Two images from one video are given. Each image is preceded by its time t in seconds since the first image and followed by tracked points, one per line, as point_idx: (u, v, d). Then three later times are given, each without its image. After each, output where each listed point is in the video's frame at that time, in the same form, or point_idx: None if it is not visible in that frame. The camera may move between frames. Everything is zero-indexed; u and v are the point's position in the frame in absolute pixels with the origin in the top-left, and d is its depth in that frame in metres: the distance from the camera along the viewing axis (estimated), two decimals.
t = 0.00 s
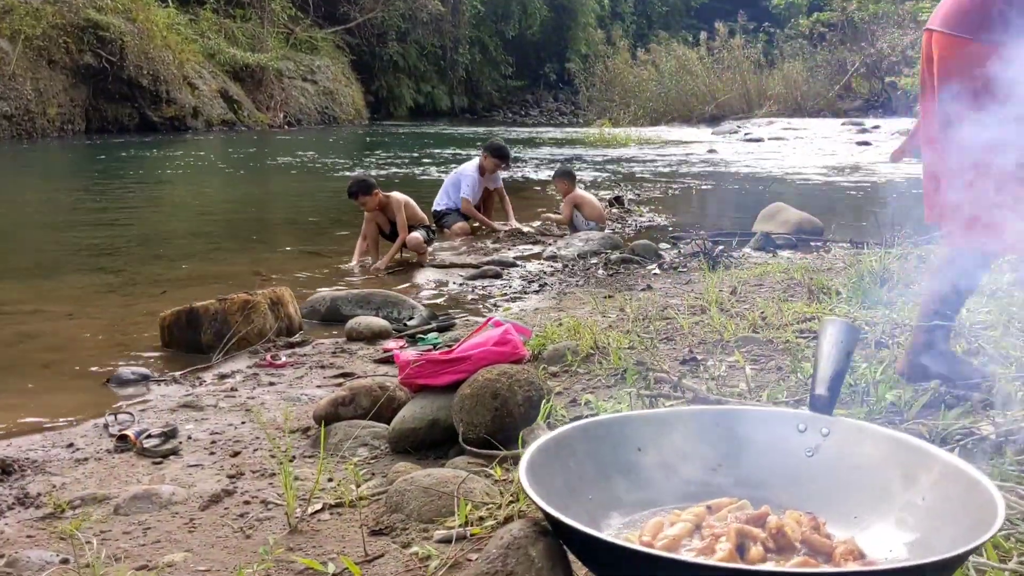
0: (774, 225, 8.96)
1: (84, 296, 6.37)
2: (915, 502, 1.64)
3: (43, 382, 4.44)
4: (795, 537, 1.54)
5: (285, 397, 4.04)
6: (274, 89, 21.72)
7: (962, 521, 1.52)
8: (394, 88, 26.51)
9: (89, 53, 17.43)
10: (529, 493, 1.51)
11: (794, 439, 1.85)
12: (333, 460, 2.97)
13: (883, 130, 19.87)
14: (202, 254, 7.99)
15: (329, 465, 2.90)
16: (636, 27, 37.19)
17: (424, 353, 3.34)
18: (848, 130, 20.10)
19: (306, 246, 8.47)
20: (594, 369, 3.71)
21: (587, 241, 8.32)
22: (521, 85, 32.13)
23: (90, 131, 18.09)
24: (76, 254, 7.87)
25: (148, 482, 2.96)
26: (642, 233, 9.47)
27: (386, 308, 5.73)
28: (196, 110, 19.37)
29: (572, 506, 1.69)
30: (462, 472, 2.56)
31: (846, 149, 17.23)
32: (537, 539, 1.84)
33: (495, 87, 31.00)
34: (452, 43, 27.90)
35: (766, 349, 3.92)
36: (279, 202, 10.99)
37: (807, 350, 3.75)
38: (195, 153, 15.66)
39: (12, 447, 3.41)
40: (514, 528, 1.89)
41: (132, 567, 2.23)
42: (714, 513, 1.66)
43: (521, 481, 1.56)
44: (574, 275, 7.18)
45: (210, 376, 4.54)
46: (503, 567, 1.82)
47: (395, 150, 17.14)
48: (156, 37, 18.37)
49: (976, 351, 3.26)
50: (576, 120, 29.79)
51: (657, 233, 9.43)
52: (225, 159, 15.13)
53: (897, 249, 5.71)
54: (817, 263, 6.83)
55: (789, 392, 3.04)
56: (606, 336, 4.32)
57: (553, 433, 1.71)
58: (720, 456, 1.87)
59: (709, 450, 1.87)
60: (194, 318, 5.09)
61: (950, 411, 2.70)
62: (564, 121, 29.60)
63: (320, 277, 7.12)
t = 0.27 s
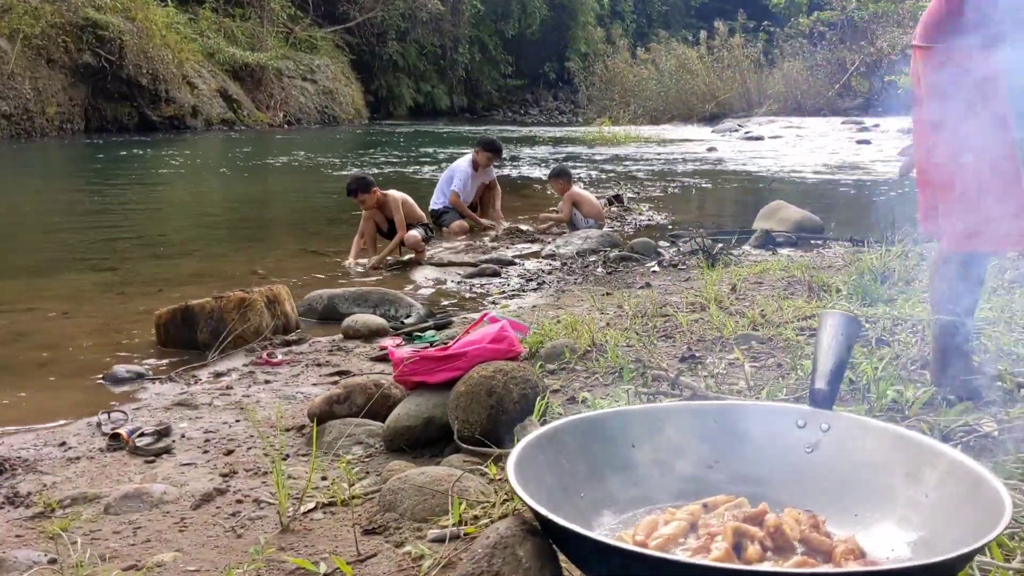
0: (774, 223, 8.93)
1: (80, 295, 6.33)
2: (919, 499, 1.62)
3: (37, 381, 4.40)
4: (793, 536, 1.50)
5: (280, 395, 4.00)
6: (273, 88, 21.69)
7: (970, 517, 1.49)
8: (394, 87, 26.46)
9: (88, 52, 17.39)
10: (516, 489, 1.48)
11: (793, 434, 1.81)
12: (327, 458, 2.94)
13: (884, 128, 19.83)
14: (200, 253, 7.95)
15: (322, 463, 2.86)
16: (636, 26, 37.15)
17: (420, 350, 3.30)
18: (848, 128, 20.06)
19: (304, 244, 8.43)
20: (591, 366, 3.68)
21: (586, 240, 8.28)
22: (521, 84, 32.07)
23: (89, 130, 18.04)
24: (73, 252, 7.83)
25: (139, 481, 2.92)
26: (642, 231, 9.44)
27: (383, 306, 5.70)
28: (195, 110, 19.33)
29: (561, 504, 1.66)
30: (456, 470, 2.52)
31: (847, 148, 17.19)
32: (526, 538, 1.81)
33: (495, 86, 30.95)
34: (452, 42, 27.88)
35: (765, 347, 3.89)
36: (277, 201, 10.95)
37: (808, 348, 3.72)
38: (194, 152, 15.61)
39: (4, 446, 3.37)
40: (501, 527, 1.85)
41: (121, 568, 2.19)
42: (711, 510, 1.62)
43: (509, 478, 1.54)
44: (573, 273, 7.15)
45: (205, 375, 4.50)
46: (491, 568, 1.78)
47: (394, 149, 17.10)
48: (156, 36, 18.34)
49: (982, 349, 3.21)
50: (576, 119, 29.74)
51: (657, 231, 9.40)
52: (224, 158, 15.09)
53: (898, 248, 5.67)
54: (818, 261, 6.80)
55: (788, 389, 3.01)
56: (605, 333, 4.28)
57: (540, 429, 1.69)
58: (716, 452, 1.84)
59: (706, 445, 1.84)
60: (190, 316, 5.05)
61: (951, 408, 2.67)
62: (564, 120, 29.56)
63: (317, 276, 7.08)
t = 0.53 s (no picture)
0: (771, 209, 8.89)
1: (74, 293, 6.27)
2: (934, 492, 1.59)
3: (29, 381, 4.35)
4: (804, 532, 1.47)
5: (275, 391, 3.96)
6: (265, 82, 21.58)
7: (986, 511, 1.46)
8: (387, 79, 26.34)
9: (78, 49, 17.28)
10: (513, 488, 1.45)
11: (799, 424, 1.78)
12: (323, 455, 2.90)
13: (878, 112, 19.80)
14: (194, 248, 7.89)
15: (317, 460, 2.82)
16: (628, 14, 37.02)
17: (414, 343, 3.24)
18: (843, 113, 20.02)
19: (298, 238, 8.37)
20: (590, 356, 3.64)
21: (582, 229, 8.24)
22: (515, 74, 31.96)
23: (82, 127, 17.92)
24: (66, 250, 7.76)
25: (133, 481, 2.88)
26: (638, 219, 9.40)
27: (379, 299, 5.66)
28: (187, 105, 19.21)
29: (562, 503, 1.63)
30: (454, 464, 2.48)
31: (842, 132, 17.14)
32: (526, 541, 1.76)
33: (488, 77, 30.83)
34: (445, 33, 27.75)
35: (765, 335, 3.85)
36: (271, 195, 10.88)
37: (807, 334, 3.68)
38: (187, 148, 15.51)
39: None
40: (499, 529, 1.81)
41: (113, 571, 2.15)
42: (718, 506, 1.60)
43: (507, 477, 1.50)
44: (570, 263, 7.11)
45: (200, 371, 4.45)
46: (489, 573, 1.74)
47: (388, 141, 17.02)
48: (147, 31, 18.25)
49: (985, 333, 3.17)
50: (570, 108, 29.65)
51: (653, 219, 9.35)
52: (217, 153, 15.00)
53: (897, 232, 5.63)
54: (815, 246, 6.76)
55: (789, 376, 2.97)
56: (602, 323, 4.25)
57: (538, 426, 1.65)
58: (720, 445, 1.81)
59: (710, 438, 1.81)
60: (183, 313, 5.00)
61: (956, 393, 2.64)
62: (558, 109, 29.47)
63: (312, 270, 7.03)
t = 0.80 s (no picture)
0: (740, 175, 8.90)
1: (36, 272, 6.11)
2: (959, 465, 1.62)
3: None
4: (824, 509, 1.51)
5: (250, 368, 3.89)
6: (225, 52, 21.13)
7: (1009, 486, 1.50)
8: (348, 48, 25.92)
9: (31, 21, 16.85)
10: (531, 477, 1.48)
11: (812, 399, 1.82)
12: (305, 434, 2.86)
13: (842, 76, 19.87)
14: (159, 224, 7.73)
15: (298, 440, 2.78)
16: None
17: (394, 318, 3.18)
18: (807, 77, 20.06)
19: (266, 212, 8.23)
20: (570, 327, 3.62)
21: (553, 197, 8.19)
22: (479, 41, 31.64)
23: (37, 101, 17.45)
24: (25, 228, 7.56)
25: (109, 464, 2.80)
26: (608, 186, 9.36)
27: (351, 273, 5.59)
28: (146, 77, 18.78)
29: (578, 486, 1.66)
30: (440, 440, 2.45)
31: (807, 97, 17.20)
32: (542, 532, 1.77)
33: (451, 44, 30.47)
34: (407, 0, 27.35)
35: (743, 301, 3.84)
36: (236, 168, 10.68)
37: (787, 300, 3.68)
38: (147, 121, 15.17)
39: None
40: (516, 521, 1.81)
41: (94, 557, 2.09)
42: (734, 485, 1.63)
43: (526, 464, 1.53)
44: (542, 232, 7.06)
45: (171, 349, 4.36)
46: (507, 566, 1.73)
47: (352, 111, 16.78)
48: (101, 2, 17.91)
49: (965, 296, 3.19)
50: (535, 75, 29.41)
51: (623, 187, 9.32)
52: (178, 125, 14.69)
53: (867, 196, 5.64)
54: (786, 211, 6.77)
55: (773, 344, 2.97)
56: (579, 292, 4.22)
57: (548, 408, 1.67)
58: (732, 421, 1.84)
59: (722, 415, 1.84)
60: (151, 290, 4.89)
61: (940, 357, 2.65)
62: (524, 76, 29.23)
63: (281, 243, 6.92)
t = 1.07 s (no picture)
0: (698, 140, 8.92)
1: None
2: (935, 485, 1.53)
3: None
4: (799, 532, 1.48)
5: (211, 357, 3.83)
6: (173, 22, 20.59)
7: (986, 506, 1.43)
8: (300, 15, 25.41)
9: None
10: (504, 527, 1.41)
11: (787, 414, 1.74)
12: (269, 428, 2.82)
13: (795, 35, 19.96)
14: (110, 205, 7.54)
15: (262, 435, 2.74)
16: None
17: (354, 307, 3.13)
18: (761, 37, 20.12)
19: (221, 189, 8.07)
20: (534, 307, 3.60)
21: (513, 168, 8.14)
22: (433, 5, 31.20)
23: None
24: None
25: (67, 465, 2.74)
26: (567, 155, 9.33)
27: (310, 253, 5.52)
28: (92, 49, 18.26)
29: (542, 517, 1.58)
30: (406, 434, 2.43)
31: (762, 58, 17.25)
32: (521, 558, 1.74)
33: (405, 9, 30.02)
34: None
35: (705, 275, 3.85)
36: (188, 143, 10.45)
37: (748, 274, 3.70)
38: (94, 96, 14.77)
39: None
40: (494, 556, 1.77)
41: (56, 570, 2.04)
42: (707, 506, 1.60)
43: (493, 504, 1.46)
44: (503, 204, 7.03)
45: (128, 339, 4.27)
46: None
47: (307, 81, 16.49)
48: None
49: (924, 266, 3.20)
50: (490, 39, 29.11)
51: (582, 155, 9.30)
52: (126, 99, 14.32)
53: (824, 163, 5.69)
54: (744, 178, 6.81)
55: (738, 323, 2.98)
56: (542, 270, 4.20)
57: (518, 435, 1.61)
58: (703, 439, 1.76)
59: (696, 433, 1.77)
60: (106, 277, 4.77)
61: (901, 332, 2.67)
62: (479, 40, 28.93)
63: (238, 222, 6.80)
